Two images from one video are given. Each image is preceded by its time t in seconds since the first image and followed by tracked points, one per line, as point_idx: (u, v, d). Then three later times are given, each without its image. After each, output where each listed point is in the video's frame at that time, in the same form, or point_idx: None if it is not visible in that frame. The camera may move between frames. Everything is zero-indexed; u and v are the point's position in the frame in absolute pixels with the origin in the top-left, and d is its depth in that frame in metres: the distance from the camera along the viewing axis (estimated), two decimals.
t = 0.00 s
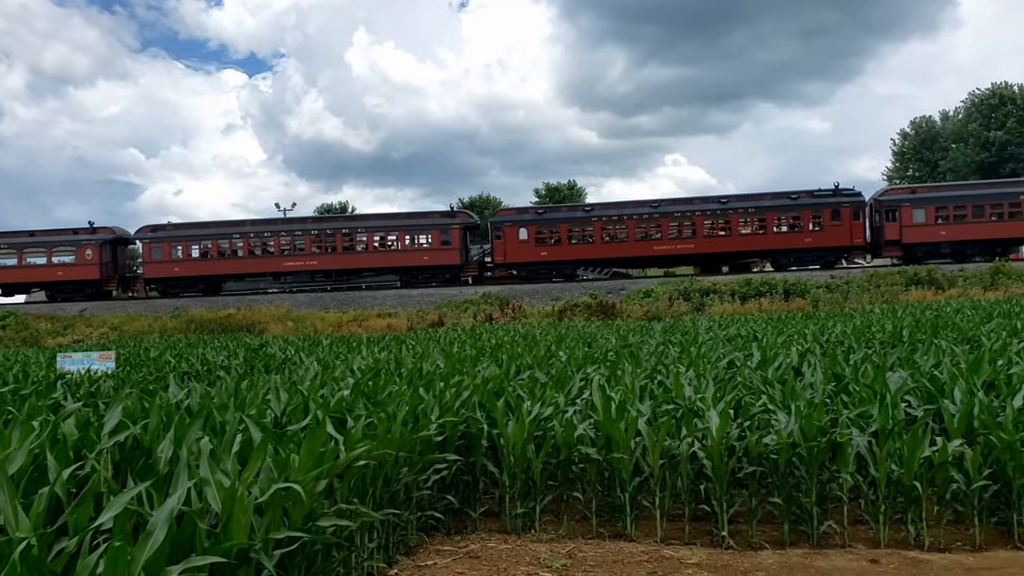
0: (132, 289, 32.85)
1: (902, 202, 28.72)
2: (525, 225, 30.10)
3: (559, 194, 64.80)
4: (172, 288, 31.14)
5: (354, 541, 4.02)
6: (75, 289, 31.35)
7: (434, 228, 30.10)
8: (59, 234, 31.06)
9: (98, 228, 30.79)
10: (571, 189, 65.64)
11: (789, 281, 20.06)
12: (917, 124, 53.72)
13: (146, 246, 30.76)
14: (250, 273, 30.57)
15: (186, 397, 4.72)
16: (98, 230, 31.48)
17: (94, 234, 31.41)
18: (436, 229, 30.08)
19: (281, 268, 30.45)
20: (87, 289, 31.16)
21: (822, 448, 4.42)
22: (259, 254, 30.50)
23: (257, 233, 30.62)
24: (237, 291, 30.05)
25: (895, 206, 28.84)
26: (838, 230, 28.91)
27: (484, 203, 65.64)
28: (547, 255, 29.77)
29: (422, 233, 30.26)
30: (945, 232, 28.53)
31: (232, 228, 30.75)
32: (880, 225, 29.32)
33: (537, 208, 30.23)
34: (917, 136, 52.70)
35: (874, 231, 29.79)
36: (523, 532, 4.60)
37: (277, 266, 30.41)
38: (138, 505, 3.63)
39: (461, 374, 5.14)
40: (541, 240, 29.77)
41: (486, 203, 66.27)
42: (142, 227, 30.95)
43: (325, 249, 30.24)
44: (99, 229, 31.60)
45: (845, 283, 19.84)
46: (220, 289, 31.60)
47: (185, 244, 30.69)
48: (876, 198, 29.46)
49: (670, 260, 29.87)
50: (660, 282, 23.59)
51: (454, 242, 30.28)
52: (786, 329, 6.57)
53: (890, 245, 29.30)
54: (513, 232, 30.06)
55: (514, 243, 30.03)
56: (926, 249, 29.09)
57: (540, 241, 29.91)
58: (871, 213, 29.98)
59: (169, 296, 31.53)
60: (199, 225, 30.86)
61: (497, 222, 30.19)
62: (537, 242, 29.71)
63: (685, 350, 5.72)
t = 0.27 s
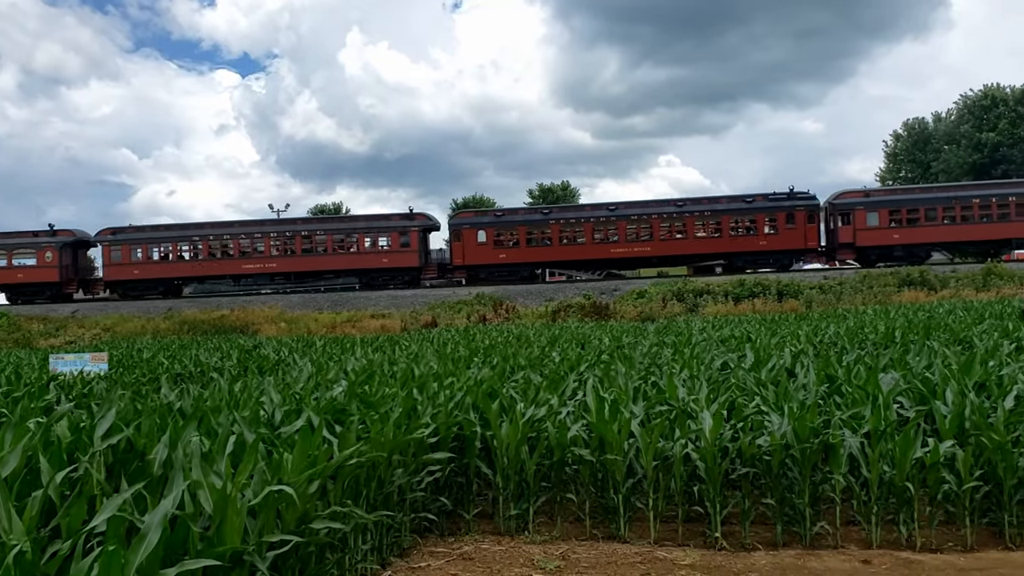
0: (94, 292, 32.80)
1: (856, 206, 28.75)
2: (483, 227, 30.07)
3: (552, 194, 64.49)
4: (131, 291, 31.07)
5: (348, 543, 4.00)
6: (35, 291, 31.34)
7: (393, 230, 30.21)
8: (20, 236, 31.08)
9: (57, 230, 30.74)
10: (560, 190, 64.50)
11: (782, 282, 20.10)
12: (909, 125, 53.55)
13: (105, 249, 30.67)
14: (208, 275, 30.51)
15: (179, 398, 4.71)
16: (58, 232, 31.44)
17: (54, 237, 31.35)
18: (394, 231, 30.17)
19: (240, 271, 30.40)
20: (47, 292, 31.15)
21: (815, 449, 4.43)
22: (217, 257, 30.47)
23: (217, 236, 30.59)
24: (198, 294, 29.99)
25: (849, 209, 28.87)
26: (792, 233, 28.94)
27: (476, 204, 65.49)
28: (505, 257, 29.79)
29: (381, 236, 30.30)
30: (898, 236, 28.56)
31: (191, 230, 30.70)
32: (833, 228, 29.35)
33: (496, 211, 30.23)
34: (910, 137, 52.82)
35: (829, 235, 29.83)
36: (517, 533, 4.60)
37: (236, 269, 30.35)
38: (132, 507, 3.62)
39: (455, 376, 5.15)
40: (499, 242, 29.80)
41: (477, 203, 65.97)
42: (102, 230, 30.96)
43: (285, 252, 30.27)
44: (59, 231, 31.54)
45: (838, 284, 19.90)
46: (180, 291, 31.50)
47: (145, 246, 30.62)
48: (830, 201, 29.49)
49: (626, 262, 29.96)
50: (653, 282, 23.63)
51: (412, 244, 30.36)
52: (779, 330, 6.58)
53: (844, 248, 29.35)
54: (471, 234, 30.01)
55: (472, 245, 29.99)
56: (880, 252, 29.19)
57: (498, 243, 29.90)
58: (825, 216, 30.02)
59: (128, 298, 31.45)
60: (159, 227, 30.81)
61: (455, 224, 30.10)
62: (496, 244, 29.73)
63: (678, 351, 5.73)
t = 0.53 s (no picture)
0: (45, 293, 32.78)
1: (801, 207, 29.12)
2: (435, 229, 30.06)
3: (539, 194, 64.46)
4: (83, 293, 30.93)
5: (334, 544, 3.97)
6: None
7: (345, 232, 30.29)
8: None
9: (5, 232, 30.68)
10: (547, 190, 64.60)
11: (768, 281, 20.20)
12: (895, 124, 53.95)
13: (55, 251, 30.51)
14: (158, 278, 30.31)
15: (164, 400, 4.68)
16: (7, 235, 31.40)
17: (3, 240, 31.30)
18: (346, 233, 30.22)
19: (191, 273, 30.17)
20: None
21: (800, 448, 4.45)
22: (167, 259, 30.20)
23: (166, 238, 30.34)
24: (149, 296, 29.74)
25: (795, 211, 29.22)
26: (738, 235, 29.10)
27: (464, 203, 65.43)
28: (457, 259, 29.86)
29: (333, 238, 30.33)
30: (842, 237, 28.84)
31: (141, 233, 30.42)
32: (780, 229, 29.67)
33: (448, 213, 30.24)
34: (894, 136, 53.31)
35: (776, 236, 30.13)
36: (503, 533, 4.60)
37: (186, 271, 30.11)
38: (116, 511, 3.59)
39: (441, 376, 5.14)
40: (451, 243, 29.82)
41: (465, 203, 65.88)
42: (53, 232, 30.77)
43: (236, 254, 30.14)
44: (9, 234, 31.49)
45: (822, 283, 20.01)
46: (131, 294, 31.35)
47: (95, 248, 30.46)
48: (778, 202, 29.72)
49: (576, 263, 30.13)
50: (639, 282, 23.71)
51: (364, 246, 30.42)
52: (764, 329, 6.61)
53: (790, 249, 29.70)
54: (423, 236, 30.03)
55: (424, 247, 30.00)
56: (826, 253, 29.54)
57: (450, 245, 29.95)
58: (773, 218, 30.31)
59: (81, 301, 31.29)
60: (110, 229, 30.63)
61: (407, 226, 30.06)
62: (448, 246, 29.75)
63: (664, 350, 5.74)
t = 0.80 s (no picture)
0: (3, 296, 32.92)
1: (757, 209, 29.09)
2: (394, 230, 29.88)
3: (531, 194, 64.32)
4: (43, 295, 31.05)
5: (328, 545, 3.95)
6: None
7: (303, 233, 30.07)
8: None
9: None
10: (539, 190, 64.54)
11: (760, 281, 20.23)
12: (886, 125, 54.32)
13: (13, 253, 30.47)
14: (118, 279, 30.23)
15: (157, 400, 4.66)
16: None
17: None
18: (304, 234, 30.04)
19: (149, 275, 29.95)
20: None
21: (793, 446, 4.46)
22: (125, 261, 30.07)
23: (125, 239, 30.17)
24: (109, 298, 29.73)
25: (750, 213, 29.19)
26: (694, 236, 29.16)
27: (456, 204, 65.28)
28: (416, 261, 29.71)
29: (291, 240, 30.10)
30: (798, 238, 28.87)
31: (100, 235, 30.37)
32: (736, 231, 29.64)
33: (406, 214, 30.07)
34: (885, 137, 53.67)
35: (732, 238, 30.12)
36: (497, 533, 4.60)
37: (145, 273, 29.90)
38: (110, 512, 3.56)
39: (435, 376, 5.14)
40: (409, 245, 29.70)
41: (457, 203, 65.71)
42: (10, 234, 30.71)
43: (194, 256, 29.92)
44: None
45: (815, 283, 20.05)
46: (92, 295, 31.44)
47: (53, 250, 30.44)
48: (733, 204, 29.65)
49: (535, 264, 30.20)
50: (632, 282, 23.73)
51: (322, 247, 30.22)
52: (756, 328, 6.63)
53: (745, 250, 29.74)
54: (381, 237, 29.84)
55: (382, 249, 29.84)
56: (780, 254, 29.53)
57: (408, 246, 29.79)
58: (729, 219, 30.30)
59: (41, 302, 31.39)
60: (68, 231, 30.57)
61: (365, 227, 29.90)
62: (405, 248, 29.61)
63: (657, 350, 5.76)
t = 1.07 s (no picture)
0: None
1: (707, 212, 29.10)
2: (348, 231, 29.81)
3: (520, 194, 64.23)
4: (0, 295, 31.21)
5: (317, 544, 3.92)
6: None
7: (256, 235, 30.07)
8: None
9: None
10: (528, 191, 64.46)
11: (748, 281, 20.29)
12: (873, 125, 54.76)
13: None
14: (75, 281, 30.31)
15: (145, 399, 4.63)
16: None
17: None
18: (257, 236, 30.03)
19: (103, 276, 29.91)
20: None
21: (782, 445, 4.47)
22: (80, 262, 30.04)
23: (79, 241, 30.12)
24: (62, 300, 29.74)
25: (701, 216, 29.23)
26: (646, 239, 29.30)
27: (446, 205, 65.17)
28: (370, 262, 29.64)
29: (244, 241, 30.11)
30: (747, 241, 28.86)
31: (54, 236, 30.34)
32: (687, 233, 29.64)
33: (360, 216, 30.00)
34: (873, 137, 54.07)
35: (685, 240, 30.10)
36: (487, 532, 4.59)
37: (99, 275, 29.86)
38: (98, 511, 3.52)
39: (425, 376, 5.13)
40: (363, 246, 29.62)
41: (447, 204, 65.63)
42: None
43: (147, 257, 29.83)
44: None
45: (803, 283, 20.10)
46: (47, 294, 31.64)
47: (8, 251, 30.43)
48: (684, 208, 29.75)
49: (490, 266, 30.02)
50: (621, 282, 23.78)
51: (276, 249, 30.28)
52: (745, 327, 6.66)
53: (697, 252, 29.75)
54: (335, 238, 29.82)
55: (337, 250, 29.80)
56: (732, 256, 29.60)
57: (363, 247, 29.74)
58: (681, 222, 30.32)
59: None
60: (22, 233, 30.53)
61: (320, 228, 29.84)
62: (359, 249, 29.54)
63: (647, 349, 5.77)
